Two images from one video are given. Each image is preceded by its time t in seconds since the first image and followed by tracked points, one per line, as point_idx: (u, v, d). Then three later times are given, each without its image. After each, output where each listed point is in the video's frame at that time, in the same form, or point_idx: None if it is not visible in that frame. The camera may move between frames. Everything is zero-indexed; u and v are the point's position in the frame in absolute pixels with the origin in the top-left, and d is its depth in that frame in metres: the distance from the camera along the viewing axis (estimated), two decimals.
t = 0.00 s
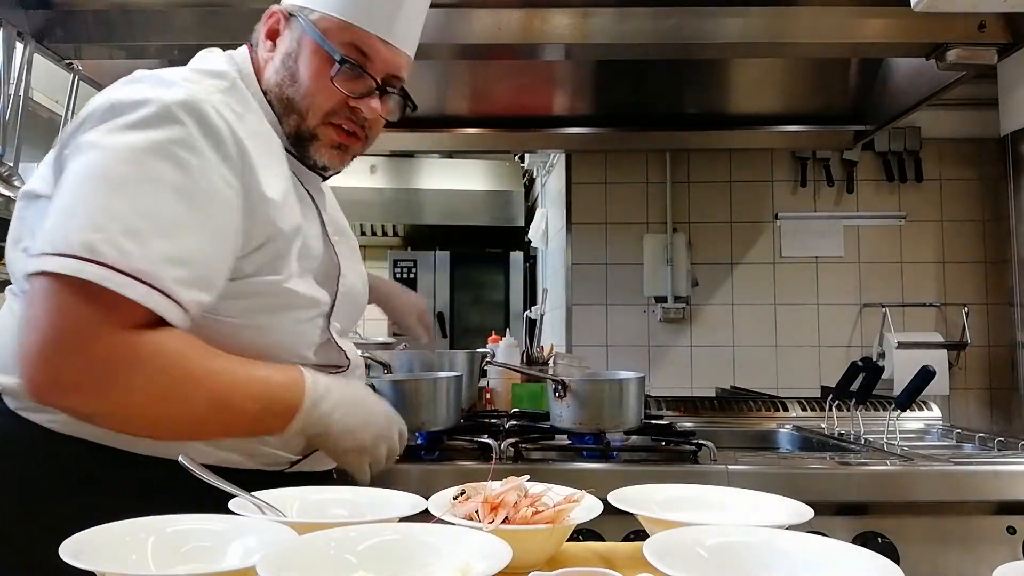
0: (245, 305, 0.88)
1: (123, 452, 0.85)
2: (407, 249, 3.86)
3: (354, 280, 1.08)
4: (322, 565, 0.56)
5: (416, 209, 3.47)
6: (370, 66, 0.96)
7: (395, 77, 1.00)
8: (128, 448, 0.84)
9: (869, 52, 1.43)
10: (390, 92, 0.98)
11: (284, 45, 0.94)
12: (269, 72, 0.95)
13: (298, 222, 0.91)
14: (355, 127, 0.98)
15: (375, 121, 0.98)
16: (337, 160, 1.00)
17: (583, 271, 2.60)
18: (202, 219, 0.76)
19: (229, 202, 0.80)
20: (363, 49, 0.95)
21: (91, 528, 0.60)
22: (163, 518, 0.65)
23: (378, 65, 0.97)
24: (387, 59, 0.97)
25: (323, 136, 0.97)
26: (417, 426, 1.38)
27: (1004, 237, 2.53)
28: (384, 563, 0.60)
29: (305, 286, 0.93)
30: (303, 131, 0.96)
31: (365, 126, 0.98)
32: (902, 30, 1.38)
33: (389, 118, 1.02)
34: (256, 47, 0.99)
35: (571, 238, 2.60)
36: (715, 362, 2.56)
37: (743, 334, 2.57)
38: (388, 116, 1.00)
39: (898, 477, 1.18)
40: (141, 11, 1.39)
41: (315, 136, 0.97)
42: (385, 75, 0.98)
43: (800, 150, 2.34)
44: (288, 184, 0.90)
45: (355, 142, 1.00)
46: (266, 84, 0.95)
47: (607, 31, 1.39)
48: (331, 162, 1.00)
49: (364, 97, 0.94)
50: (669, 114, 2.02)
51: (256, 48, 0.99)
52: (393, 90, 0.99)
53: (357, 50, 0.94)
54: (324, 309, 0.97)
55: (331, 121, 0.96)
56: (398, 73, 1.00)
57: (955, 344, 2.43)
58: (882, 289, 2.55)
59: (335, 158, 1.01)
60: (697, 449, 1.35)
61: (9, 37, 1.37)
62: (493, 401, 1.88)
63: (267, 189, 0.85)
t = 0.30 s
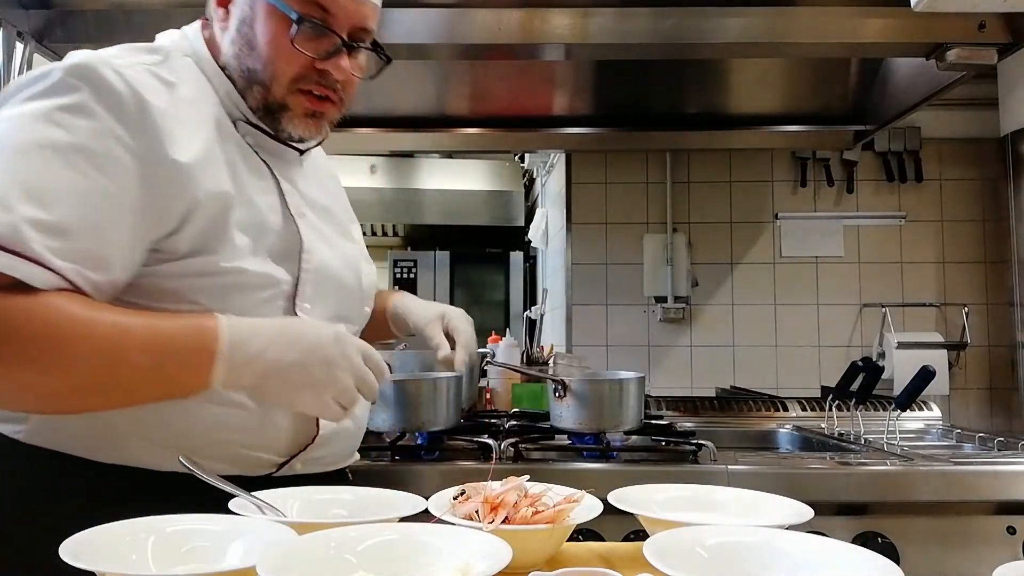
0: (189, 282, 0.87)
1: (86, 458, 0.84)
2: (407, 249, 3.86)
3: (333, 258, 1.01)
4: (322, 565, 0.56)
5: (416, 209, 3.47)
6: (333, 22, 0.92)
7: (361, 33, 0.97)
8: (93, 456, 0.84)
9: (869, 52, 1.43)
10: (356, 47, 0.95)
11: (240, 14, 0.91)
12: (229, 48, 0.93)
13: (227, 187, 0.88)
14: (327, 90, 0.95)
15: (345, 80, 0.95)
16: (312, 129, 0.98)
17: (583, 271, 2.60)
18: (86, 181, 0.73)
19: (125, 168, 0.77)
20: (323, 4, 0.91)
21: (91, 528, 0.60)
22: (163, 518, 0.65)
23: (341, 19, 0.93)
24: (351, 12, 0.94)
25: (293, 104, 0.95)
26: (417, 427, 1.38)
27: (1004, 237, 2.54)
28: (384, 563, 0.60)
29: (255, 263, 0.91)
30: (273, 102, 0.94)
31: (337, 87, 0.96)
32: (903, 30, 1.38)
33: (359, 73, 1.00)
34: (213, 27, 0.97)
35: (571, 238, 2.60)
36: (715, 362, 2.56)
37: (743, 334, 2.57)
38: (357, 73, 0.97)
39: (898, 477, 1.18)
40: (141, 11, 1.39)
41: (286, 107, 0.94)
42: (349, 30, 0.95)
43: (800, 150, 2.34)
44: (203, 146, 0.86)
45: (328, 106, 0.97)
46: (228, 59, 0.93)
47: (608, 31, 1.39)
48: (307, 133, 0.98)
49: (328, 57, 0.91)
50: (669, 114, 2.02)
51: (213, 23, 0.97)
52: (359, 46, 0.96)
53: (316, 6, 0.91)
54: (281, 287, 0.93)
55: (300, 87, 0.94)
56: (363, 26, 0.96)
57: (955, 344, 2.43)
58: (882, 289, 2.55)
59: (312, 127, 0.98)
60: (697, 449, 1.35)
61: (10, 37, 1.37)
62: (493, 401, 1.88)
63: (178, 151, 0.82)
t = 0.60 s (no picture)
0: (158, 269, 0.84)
1: (72, 456, 0.84)
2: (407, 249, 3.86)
3: (320, 240, 0.92)
4: (322, 566, 0.56)
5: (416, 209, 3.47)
6: None
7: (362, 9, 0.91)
8: (78, 454, 0.84)
9: (869, 52, 1.43)
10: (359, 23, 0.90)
11: None
12: (227, 38, 0.89)
13: (183, 170, 0.83)
14: (333, 69, 0.89)
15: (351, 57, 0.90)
16: (320, 113, 0.92)
17: (583, 271, 2.60)
18: (30, 158, 0.71)
19: (70, 146, 0.75)
20: None
21: (92, 529, 0.60)
22: (163, 518, 0.65)
23: None
24: None
25: (297, 88, 0.89)
26: (417, 426, 1.41)
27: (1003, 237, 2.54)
28: (384, 564, 0.60)
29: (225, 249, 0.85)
30: (275, 87, 0.89)
31: (344, 65, 0.90)
32: (903, 30, 1.38)
33: (366, 48, 0.94)
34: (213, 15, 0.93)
35: (571, 238, 2.60)
36: (715, 362, 2.56)
37: (743, 334, 2.57)
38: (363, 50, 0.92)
39: (897, 477, 1.18)
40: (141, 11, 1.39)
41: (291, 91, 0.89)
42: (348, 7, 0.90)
43: (799, 150, 2.34)
44: (160, 127, 0.82)
45: (335, 88, 0.92)
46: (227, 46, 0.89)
47: (608, 31, 1.39)
48: (315, 119, 0.92)
49: (327, 31, 0.86)
50: (669, 114, 2.02)
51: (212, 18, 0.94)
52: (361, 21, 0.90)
53: None
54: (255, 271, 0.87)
55: (304, 69, 0.88)
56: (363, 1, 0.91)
57: (955, 344, 2.43)
58: (882, 289, 2.55)
59: (321, 111, 0.92)
60: (697, 449, 1.35)
61: (10, 37, 1.39)
62: (493, 401, 1.88)
63: (126, 131, 0.79)
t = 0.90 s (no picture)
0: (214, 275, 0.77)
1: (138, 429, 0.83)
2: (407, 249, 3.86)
3: (371, 248, 0.79)
4: (322, 566, 0.57)
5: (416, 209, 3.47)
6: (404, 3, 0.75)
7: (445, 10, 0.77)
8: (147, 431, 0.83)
9: (869, 52, 1.43)
10: (439, 29, 0.76)
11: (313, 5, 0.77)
12: (311, 50, 0.80)
13: (232, 167, 0.76)
14: (410, 83, 0.77)
15: (430, 69, 0.77)
16: (399, 129, 0.80)
17: (583, 271, 2.60)
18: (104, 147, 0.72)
19: (141, 142, 0.73)
20: None
21: (93, 528, 0.60)
22: (164, 517, 0.65)
23: None
24: None
25: (374, 105, 0.78)
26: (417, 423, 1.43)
27: (1003, 237, 2.54)
28: (384, 564, 0.60)
29: (273, 250, 0.77)
30: (354, 104, 0.78)
31: (423, 80, 0.77)
32: (903, 30, 1.39)
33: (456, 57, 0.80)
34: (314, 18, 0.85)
35: (571, 238, 2.60)
36: (715, 362, 2.56)
37: (743, 334, 2.57)
38: (449, 58, 0.78)
39: (898, 477, 1.18)
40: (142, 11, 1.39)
41: (368, 108, 0.78)
42: (425, 10, 0.76)
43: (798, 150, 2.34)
44: (231, 129, 0.77)
45: (417, 104, 0.79)
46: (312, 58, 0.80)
47: (608, 30, 1.39)
48: (395, 135, 0.81)
49: (399, 43, 0.74)
50: (669, 114, 2.01)
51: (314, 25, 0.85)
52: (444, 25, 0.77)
53: None
54: (296, 279, 0.76)
55: (379, 86, 0.77)
56: None
57: (955, 344, 2.43)
58: (882, 289, 2.55)
59: (403, 128, 0.81)
60: (697, 449, 1.34)
61: (10, 37, 1.39)
62: (493, 401, 1.88)
63: (196, 128, 0.75)
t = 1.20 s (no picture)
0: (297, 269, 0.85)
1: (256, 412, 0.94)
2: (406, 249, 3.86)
3: (432, 248, 0.82)
4: (323, 567, 0.56)
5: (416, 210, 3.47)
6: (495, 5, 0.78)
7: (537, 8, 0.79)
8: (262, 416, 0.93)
9: (869, 52, 1.43)
10: (529, 27, 0.78)
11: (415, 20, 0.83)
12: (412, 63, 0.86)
13: (313, 172, 0.83)
14: (502, 82, 0.80)
15: (520, 66, 0.79)
16: (491, 131, 0.82)
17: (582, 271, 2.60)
18: (219, 159, 0.86)
19: (246, 151, 0.85)
20: None
21: (93, 528, 0.60)
22: (164, 518, 0.65)
23: None
24: None
25: (466, 106, 0.81)
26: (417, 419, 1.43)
27: (1003, 237, 2.55)
28: (385, 564, 0.60)
29: (346, 247, 0.83)
30: (447, 107, 0.82)
31: (513, 78, 0.80)
32: (903, 29, 1.39)
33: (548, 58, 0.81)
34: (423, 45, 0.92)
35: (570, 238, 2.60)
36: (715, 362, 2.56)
37: (744, 334, 2.56)
38: (540, 57, 0.80)
39: (898, 477, 1.18)
40: (142, 11, 1.39)
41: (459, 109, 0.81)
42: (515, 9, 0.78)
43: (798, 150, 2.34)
44: (317, 136, 0.84)
45: (508, 104, 0.81)
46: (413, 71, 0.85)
47: (608, 31, 1.39)
48: (486, 137, 0.82)
49: (488, 42, 0.78)
50: (668, 114, 2.01)
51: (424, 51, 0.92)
52: (538, 23, 0.79)
53: None
54: (361, 273, 0.81)
55: (471, 86, 0.80)
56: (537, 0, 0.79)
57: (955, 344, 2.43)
58: (882, 289, 2.55)
59: (495, 129, 0.82)
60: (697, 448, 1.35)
61: (9, 37, 1.39)
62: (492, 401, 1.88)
63: (290, 136, 0.84)
